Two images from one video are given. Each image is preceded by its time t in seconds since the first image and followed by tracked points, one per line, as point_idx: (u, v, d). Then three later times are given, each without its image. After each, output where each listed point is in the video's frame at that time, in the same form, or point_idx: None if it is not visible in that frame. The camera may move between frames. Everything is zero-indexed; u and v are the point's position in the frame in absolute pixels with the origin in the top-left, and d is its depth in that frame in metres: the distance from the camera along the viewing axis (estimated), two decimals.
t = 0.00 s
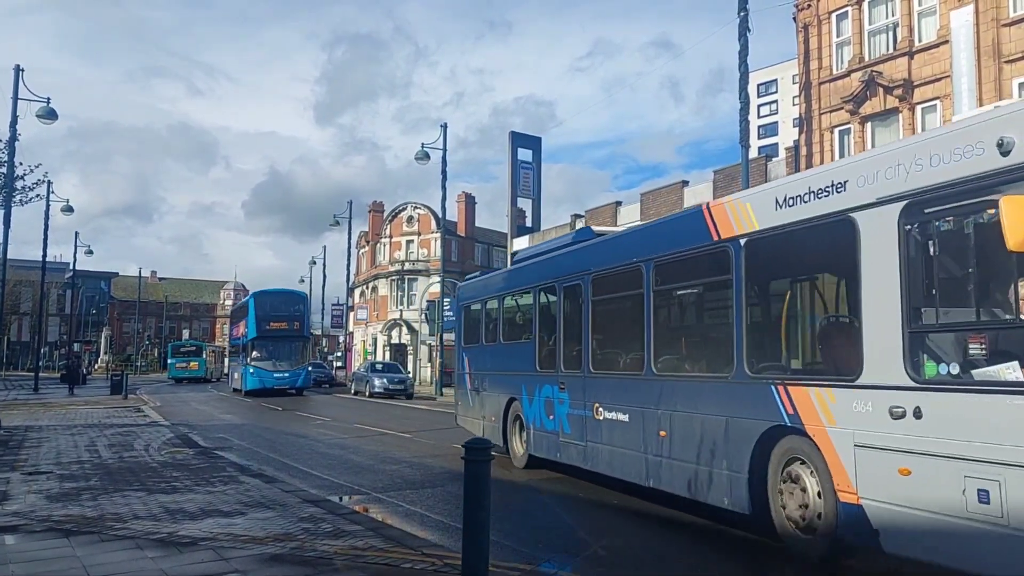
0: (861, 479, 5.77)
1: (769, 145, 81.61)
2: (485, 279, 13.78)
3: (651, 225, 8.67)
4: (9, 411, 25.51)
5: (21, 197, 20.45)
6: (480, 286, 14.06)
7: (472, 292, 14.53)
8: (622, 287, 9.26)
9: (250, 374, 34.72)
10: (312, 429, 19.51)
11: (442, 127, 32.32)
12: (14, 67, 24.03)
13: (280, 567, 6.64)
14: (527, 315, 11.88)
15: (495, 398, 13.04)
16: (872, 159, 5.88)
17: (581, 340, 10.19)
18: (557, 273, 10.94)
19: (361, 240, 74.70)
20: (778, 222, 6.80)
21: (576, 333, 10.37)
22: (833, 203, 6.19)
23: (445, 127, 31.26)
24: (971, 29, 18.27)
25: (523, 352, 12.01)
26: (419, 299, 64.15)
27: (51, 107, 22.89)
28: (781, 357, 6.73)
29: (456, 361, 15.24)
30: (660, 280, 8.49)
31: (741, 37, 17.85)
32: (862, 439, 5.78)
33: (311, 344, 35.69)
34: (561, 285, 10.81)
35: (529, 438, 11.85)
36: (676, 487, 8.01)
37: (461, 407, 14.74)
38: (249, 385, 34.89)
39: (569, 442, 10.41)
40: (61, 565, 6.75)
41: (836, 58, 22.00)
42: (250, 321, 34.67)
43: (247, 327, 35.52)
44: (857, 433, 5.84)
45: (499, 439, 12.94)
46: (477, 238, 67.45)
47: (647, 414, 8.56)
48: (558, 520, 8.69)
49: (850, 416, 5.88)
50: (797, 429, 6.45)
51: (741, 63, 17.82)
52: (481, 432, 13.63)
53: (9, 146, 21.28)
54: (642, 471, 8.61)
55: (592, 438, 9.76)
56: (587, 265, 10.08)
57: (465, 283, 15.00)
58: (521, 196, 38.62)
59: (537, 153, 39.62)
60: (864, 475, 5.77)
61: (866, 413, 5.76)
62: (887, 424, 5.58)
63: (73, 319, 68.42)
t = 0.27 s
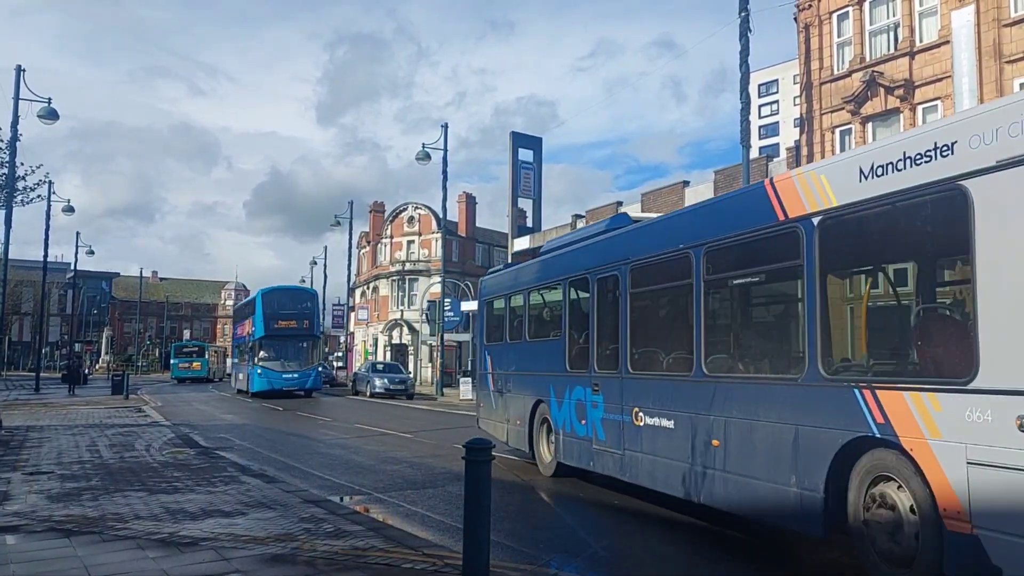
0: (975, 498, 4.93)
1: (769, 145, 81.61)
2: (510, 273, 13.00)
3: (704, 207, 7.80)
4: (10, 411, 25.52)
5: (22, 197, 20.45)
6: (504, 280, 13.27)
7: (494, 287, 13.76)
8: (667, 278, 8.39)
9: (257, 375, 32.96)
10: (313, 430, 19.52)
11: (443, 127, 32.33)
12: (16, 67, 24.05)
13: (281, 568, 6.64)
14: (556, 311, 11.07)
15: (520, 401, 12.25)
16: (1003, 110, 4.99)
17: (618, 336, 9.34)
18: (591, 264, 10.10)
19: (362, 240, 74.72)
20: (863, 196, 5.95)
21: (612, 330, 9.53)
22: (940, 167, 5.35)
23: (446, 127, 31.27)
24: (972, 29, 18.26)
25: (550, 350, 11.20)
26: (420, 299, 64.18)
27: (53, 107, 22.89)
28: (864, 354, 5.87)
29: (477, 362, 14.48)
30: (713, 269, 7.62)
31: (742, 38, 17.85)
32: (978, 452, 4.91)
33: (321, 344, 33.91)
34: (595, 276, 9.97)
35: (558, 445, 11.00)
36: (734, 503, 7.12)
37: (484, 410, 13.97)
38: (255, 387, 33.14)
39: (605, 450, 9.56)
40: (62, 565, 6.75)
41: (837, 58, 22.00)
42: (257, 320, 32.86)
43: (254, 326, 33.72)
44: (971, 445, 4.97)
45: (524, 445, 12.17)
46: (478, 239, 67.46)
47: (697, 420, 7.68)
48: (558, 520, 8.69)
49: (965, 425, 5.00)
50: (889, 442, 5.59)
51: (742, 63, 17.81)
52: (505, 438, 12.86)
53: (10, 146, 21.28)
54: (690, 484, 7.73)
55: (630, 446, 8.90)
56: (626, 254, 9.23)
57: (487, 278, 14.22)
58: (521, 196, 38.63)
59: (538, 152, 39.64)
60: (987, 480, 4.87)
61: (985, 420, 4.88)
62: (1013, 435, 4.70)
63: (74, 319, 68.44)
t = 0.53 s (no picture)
0: None
1: (770, 146, 81.61)
2: (537, 265, 12.10)
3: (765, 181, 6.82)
4: (10, 412, 25.50)
5: (23, 198, 20.46)
6: (530, 272, 12.37)
7: (519, 281, 12.88)
8: (720, 266, 7.42)
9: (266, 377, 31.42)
10: (314, 430, 19.53)
11: (444, 128, 32.34)
12: (17, 68, 24.07)
13: (283, 568, 6.63)
14: (589, 304, 10.14)
15: (546, 403, 11.31)
16: None
17: (660, 330, 8.38)
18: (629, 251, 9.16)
19: (363, 241, 74.70)
20: (968, 160, 5.00)
21: (653, 324, 8.56)
22: (1009, 141, 4.75)
23: (447, 128, 31.28)
24: (972, 31, 18.24)
25: (581, 348, 10.25)
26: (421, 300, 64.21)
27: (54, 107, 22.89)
28: (961, 350, 4.92)
29: (500, 361, 13.58)
30: (775, 253, 6.63)
31: (743, 38, 17.84)
32: None
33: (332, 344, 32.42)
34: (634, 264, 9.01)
35: (588, 453, 10.03)
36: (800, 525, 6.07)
37: (507, 413, 13.05)
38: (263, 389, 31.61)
39: (642, 459, 8.59)
40: (63, 565, 6.75)
41: (838, 59, 21.99)
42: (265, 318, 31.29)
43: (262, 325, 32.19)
44: None
45: (549, 451, 11.25)
46: (478, 239, 67.46)
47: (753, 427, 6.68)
48: (559, 521, 8.68)
49: None
50: (1008, 458, 4.57)
51: (743, 64, 17.81)
52: (529, 443, 11.93)
53: (11, 147, 21.29)
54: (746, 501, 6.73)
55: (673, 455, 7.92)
56: (670, 238, 8.28)
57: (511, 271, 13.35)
58: (522, 197, 38.63)
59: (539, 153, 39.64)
60: None
61: None
62: None
63: (74, 319, 68.43)
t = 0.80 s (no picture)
0: None
1: (771, 147, 81.61)
2: (565, 260, 11.24)
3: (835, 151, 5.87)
4: (11, 412, 25.52)
5: (24, 199, 20.46)
6: (557, 267, 11.52)
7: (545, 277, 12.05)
8: (776, 253, 6.49)
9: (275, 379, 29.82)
10: (315, 431, 19.55)
11: (445, 129, 32.37)
12: (18, 69, 24.08)
13: (284, 569, 6.64)
14: (625, 299, 9.23)
15: (575, 409, 10.38)
16: None
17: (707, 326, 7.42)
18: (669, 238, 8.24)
19: (364, 242, 74.70)
20: None
21: (698, 320, 7.62)
22: None
23: (447, 129, 31.29)
24: (973, 31, 18.25)
25: (615, 347, 9.34)
26: (421, 301, 64.24)
27: (54, 108, 22.90)
28: None
29: (523, 364, 12.72)
30: (849, 234, 5.64)
31: (743, 39, 17.85)
32: None
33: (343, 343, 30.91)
34: (676, 253, 8.09)
35: (623, 463, 9.08)
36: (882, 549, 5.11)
37: (530, 419, 12.18)
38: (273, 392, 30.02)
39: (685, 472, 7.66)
40: (64, 566, 6.76)
41: (839, 60, 22.00)
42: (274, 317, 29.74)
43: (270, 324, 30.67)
44: None
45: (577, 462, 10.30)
46: (479, 240, 67.46)
47: (819, 437, 5.74)
48: (560, 522, 8.69)
49: None
50: None
51: (744, 65, 17.82)
52: (556, 452, 11.01)
53: (11, 148, 21.29)
54: (814, 521, 5.77)
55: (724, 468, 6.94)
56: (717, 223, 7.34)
57: (536, 266, 12.52)
58: (522, 198, 38.63)
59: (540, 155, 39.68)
60: None
61: None
62: None
63: (75, 320, 68.41)
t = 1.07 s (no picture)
0: None
1: (772, 148, 81.61)
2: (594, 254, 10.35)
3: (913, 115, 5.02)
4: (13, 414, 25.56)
5: (26, 201, 20.48)
6: (586, 263, 10.64)
7: (572, 273, 11.18)
8: (842, 237, 5.57)
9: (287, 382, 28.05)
10: (316, 433, 19.58)
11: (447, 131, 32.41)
12: (20, 71, 24.12)
13: (284, 571, 6.64)
14: (662, 295, 8.29)
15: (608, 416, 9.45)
16: None
17: (762, 321, 6.44)
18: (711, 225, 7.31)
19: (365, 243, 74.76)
20: None
21: (743, 318, 6.73)
22: None
23: (449, 131, 31.32)
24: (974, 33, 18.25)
25: (652, 348, 8.39)
26: (423, 302, 64.29)
27: (56, 110, 22.93)
28: None
29: (549, 368, 11.88)
30: (943, 211, 4.73)
31: (744, 41, 17.85)
32: None
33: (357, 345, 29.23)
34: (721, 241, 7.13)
35: (662, 477, 8.13)
36: None
37: (558, 427, 11.31)
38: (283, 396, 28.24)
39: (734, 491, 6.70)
40: (65, 568, 6.76)
41: (840, 62, 22.00)
42: (285, 316, 28.12)
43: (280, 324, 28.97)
44: None
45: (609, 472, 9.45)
46: (480, 242, 67.50)
47: (894, 453, 4.86)
48: (561, 523, 8.68)
49: None
50: None
51: (745, 67, 17.83)
52: (586, 462, 10.15)
53: (13, 150, 21.31)
54: (894, 554, 4.85)
55: (781, 486, 5.99)
56: (769, 204, 6.41)
57: (563, 262, 11.65)
58: (523, 200, 38.65)
59: (541, 156, 39.73)
60: None
61: None
62: None
63: (76, 321, 68.48)
